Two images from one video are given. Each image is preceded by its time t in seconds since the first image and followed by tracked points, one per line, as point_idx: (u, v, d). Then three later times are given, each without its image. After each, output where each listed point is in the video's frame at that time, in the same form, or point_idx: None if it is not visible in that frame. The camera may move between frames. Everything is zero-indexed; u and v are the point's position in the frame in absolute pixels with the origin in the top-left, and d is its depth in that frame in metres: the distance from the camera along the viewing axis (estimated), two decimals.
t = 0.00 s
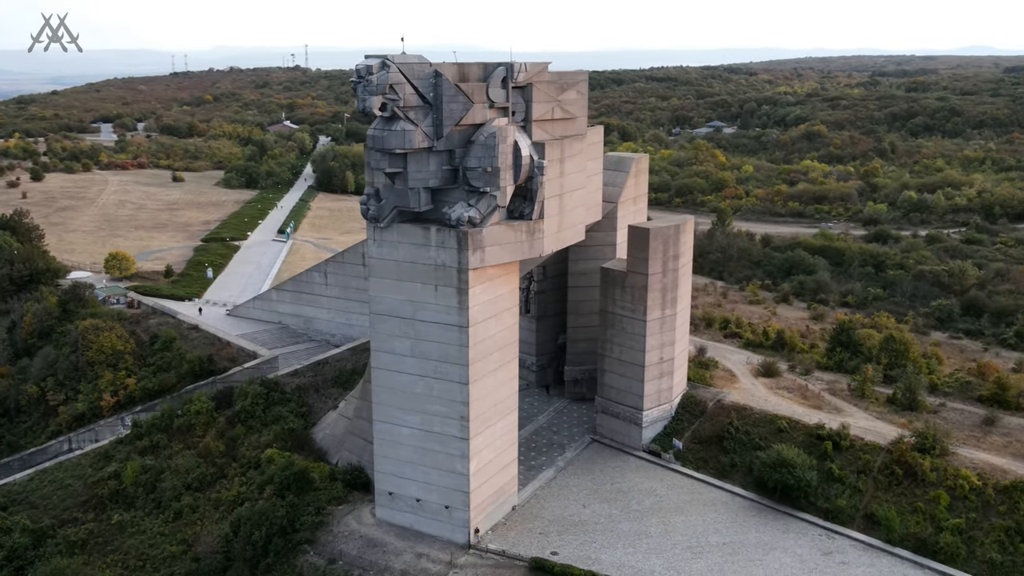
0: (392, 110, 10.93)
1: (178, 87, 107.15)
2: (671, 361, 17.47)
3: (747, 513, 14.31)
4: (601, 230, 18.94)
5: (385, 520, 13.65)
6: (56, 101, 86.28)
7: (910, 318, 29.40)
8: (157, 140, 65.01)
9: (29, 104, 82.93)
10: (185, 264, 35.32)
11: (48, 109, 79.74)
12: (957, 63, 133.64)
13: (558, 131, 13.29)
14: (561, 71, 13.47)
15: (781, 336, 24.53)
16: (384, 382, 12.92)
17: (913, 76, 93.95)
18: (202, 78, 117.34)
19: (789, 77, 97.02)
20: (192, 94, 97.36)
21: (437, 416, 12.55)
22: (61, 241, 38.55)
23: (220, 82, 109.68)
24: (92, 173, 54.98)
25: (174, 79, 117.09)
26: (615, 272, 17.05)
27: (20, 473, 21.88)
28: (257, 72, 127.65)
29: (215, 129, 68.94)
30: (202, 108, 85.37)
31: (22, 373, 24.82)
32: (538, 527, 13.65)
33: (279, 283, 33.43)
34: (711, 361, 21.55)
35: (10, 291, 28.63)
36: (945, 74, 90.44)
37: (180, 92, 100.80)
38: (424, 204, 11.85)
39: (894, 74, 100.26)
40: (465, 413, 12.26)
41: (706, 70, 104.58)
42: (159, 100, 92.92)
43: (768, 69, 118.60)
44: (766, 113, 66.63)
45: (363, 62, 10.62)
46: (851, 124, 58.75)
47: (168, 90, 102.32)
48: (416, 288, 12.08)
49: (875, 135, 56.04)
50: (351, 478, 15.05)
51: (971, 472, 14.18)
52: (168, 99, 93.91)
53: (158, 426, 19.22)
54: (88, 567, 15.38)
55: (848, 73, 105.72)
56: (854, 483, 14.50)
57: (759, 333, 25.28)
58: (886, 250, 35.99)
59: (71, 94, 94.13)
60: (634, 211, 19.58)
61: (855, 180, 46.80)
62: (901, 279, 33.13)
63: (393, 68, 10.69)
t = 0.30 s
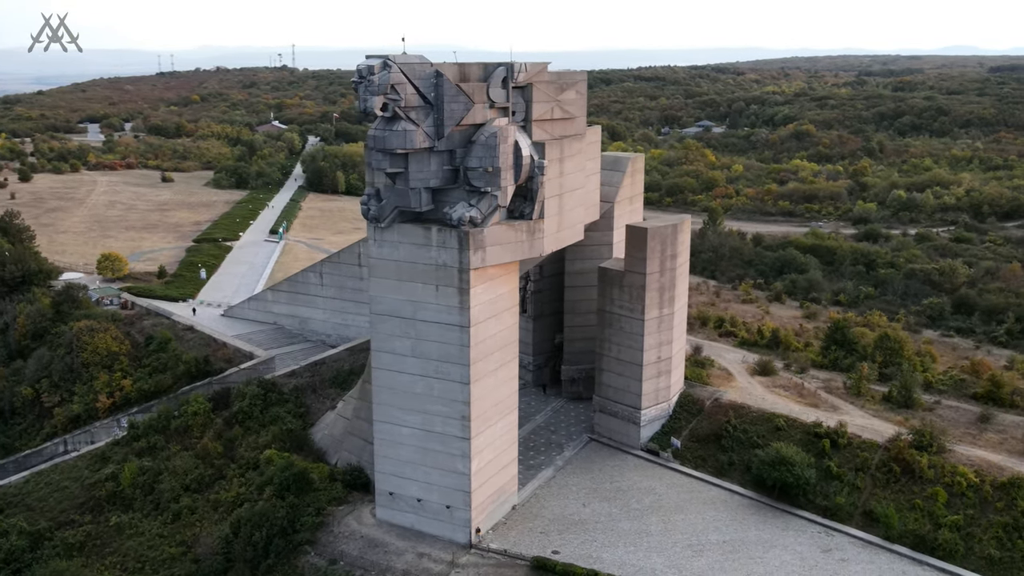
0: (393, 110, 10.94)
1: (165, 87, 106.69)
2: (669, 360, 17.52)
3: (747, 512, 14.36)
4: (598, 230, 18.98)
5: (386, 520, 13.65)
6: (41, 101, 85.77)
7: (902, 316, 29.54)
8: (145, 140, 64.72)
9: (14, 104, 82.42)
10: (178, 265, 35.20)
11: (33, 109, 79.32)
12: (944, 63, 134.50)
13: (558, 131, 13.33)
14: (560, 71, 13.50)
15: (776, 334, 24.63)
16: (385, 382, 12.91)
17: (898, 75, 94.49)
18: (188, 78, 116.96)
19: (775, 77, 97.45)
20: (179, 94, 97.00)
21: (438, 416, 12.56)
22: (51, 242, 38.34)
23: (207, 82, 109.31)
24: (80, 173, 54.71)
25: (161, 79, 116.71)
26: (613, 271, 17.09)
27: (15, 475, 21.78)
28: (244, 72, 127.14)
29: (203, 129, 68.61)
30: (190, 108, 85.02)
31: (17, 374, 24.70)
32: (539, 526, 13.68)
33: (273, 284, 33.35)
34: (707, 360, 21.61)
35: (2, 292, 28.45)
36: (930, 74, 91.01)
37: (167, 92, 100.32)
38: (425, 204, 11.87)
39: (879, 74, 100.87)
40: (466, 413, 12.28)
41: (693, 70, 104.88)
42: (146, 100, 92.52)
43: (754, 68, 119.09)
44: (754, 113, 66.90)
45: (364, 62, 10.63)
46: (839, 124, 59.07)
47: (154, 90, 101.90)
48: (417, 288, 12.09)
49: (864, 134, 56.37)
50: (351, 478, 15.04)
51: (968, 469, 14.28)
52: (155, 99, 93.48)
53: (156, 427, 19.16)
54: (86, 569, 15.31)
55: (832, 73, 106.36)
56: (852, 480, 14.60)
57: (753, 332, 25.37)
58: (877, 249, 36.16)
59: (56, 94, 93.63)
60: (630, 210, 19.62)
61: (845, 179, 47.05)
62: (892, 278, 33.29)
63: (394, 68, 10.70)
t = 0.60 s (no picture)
0: (395, 110, 10.95)
1: (154, 87, 106.79)
2: (668, 359, 17.57)
3: (747, 510, 14.42)
4: (596, 230, 19.03)
5: (387, 521, 13.65)
6: (28, 102, 85.30)
7: (895, 314, 29.67)
8: (134, 141, 64.43)
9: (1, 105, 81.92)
10: (171, 266, 35.07)
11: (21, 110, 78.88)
12: (932, 63, 134.85)
13: (558, 131, 13.37)
14: (560, 71, 13.56)
15: (772, 333, 24.70)
16: (386, 382, 12.91)
17: (885, 75, 95.09)
18: (177, 78, 116.90)
19: (763, 76, 97.85)
20: (167, 95, 96.68)
21: (440, 416, 12.57)
22: (43, 244, 38.13)
23: (195, 82, 109.02)
24: (70, 174, 54.43)
25: (148, 80, 116.33)
26: (611, 270, 17.12)
27: (11, 477, 21.68)
28: (233, 72, 126.77)
29: (193, 129, 68.32)
30: (179, 109, 84.69)
31: (12, 376, 24.57)
32: (540, 525, 13.71)
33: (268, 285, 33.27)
34: (704, 359, 21.66)
35: None
36: (917, 73, 91.46)
37: (155, 92, 99.95)
38: (427, 204, 11.88)
39: (866, 73, 101.31)
40: (468, 413, 12.30)
41: (682, 70, 105.13)
42: (134, 100, 92.17)
43: (741, 68, 119.46)
44: (744, 113, 67.15)
45: (366, 62, 10.65)
46: (828, 123, 59.37)
47: (142, 90, 101.73)
48: (419, 288, 12.10)
49: (853, 134, 56.67)
50: (352, 479, 15.03)
51: (967, 466, 14.37)
52: (143, 100, 93.10)
53: (154, 429, 19.10)
54: (85, 572, 15.27)
55: (818, 73, 106.94)
56: (852, 478, 14.67)
57: (750, 330, 25.44)
58: (869, 248, 36.32)
59: (42, 95, 93.13)
60: (628, 210, 19.69)
61: (835, 178, 47.26)
62: (885, 276, 33.44)
63: (396, 69, 10.71)
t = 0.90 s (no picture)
0: (397, 111, 10.97)
1: (141, 87, 106.31)
2: (666, 358, 17.62)
3: (747, 508, 14.49)
4: (594, 230, 19.08)
5: (388, 521, 13.66)
6: (13, 102, 84.77)
7: (888, 313, 29.80)
8: (123, 141, 64.12)
9: None
10: (165, 266, 34.94)
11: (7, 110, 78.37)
12: (921, 63, 134.89)
13: (558, 131, 13.42)
14: (560, 71, 13.62)
15: (768, 332, 24.77)
16: (388, 382, 12.92)
17: (871, 75, 95.64)
18: (164, 78, 116.31)
19: (751, 76, 98.19)
20: (154, 95, 96.29)
21: (442, 416, 12.59)
22: (34, 245, 37.91)
23: (182, 82, 108.70)
24: (59, 175, 54.13)
25: (135, 80, 115.92)
26: (610, 269, 17.16)
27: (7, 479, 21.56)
28: (219, 72, 126.11)
29: (182, 129, 68.00)
30: (167, 109, 84.30)
31: (6, 378, 24.43)
32: (541, 524, 13.74)
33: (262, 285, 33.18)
34: (701, 358, 21.73)
35: None
36: (903, 73, 91.89)
37: (142, 92, 99.58)
38: (429, 204, 11.90)
39: (852, 73, 101.63)
40: (470, 413, 12.31)
41: (670, 69, 105.29)
42: (121, 100, 91.71)
43: (728, 67, 119.94)
44: (733, 112, 67.37)
45: (368, 63, 10.70)
46: (817, 122, 59.65)
47: (129, 90, 101.29)
48: (421, 287, 12.11)
49: (842, 133, 56.94)
50: (353, 479, 15.03)
51: (965, 463, 14.47)
52: (130, 100, 92.63)
53: (151, 430, 19.05)
54: (84, 574, 15.22)
55: (804, 73, 107.43)
56: (851, 475, 14.76)
57: (745, 329, 25.51)
58: (861, 247, 36.49)
59: (27, 95, 92.56)
60: (625, 209, 19.74)
61: (825, 178, 47.45)
62: (877, 275, 33.57)
63: (399, 69, 10.75)
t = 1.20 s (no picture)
0: (399, 111, 10.99)
1: (129, 86, 106.07)
2: (664, 357, 17.66)
3: (747, 506, 14.54)
4: (592, 230, 19.11)
5: (389, 521, 13.66)
6: None
7: (881, 312, 29.93)
8: (113, 141, 63.86)
9: None
10: (158, 267, 34.83)
11: None
12: (909, 63, 135.31)
13: (558, 131, 13.46)
14: (559, 72, 13.68)
15: (763, 331, 24.84)
16: (389, 382, 12.91)
17: (859, 75, 96.13)
18: (153, 78, 115.86)
19: (740, 76, 98.51)
20: (143, 95, 95.95)
21: (443, 416, 12.60)
22: (25, 246, 37.73)
23: (170, 82, 108.35)
24: (49, 175, 53.88)
25: (123, 80, 115.61)
26: (608, 269, 17.18)
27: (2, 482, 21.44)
28: (208, 72, 125.88)
29: (171, 129, 67.71)
30: (157, 109, 83.99)
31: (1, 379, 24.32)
32: (542, 524, 13.76)
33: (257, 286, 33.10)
34: (698, 357, 21.78)
35: None
36: (891, 72, 92.34)
37: (131, 92, 99.34)
38: (430, 204, 11.92)
39: (840, 73, 101.99)
40: (471, 413, 12.33)
41: (657, 69, 105.36)
42: (109, 100, 91.33)
43: (717, 67, 120.28)
44: (723, 112, 67.60)
45: (370, 64, 10.72)
46: (807, 122, 59.91)
47: (117, 90, 100.97)
48: (422, 288, 12.12)
49: (832, 133, 57.21)
50: (353, 479, 15.04)
51: (962, 461, 14.56)
52: (119, 100, 92.26)
53: (149, 431, 18.98)
54: None
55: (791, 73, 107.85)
56: (849, 473, 14.83)
57: (740, 329, 25.59)
58: (852, 246, 36.66)
59: (14, 95, 92.10)
60: (622, 209, 19.80)
61: (816, 177, 47.66)
62: (869, 274, 33.72)
63: (400, 69, 10.77)
